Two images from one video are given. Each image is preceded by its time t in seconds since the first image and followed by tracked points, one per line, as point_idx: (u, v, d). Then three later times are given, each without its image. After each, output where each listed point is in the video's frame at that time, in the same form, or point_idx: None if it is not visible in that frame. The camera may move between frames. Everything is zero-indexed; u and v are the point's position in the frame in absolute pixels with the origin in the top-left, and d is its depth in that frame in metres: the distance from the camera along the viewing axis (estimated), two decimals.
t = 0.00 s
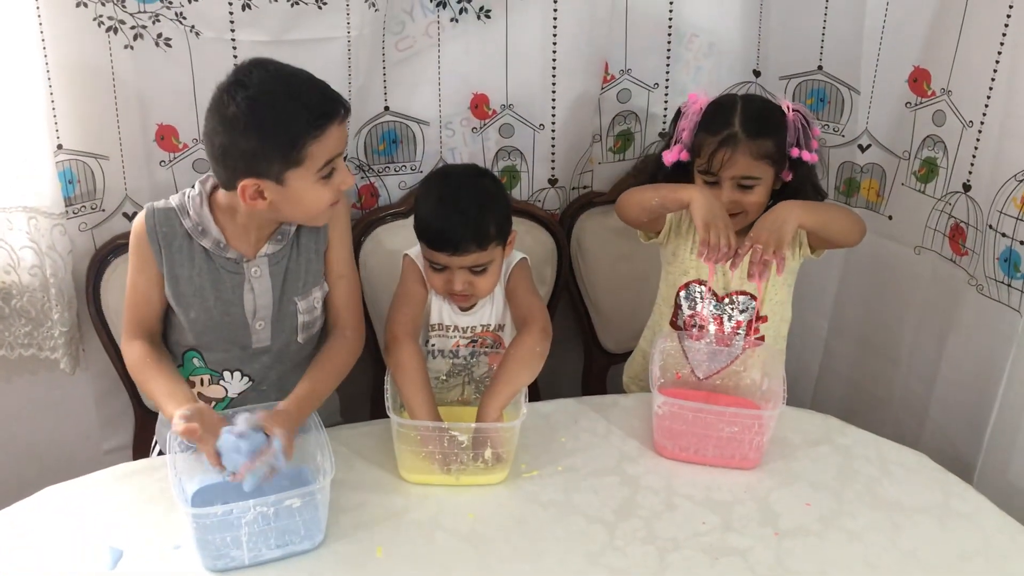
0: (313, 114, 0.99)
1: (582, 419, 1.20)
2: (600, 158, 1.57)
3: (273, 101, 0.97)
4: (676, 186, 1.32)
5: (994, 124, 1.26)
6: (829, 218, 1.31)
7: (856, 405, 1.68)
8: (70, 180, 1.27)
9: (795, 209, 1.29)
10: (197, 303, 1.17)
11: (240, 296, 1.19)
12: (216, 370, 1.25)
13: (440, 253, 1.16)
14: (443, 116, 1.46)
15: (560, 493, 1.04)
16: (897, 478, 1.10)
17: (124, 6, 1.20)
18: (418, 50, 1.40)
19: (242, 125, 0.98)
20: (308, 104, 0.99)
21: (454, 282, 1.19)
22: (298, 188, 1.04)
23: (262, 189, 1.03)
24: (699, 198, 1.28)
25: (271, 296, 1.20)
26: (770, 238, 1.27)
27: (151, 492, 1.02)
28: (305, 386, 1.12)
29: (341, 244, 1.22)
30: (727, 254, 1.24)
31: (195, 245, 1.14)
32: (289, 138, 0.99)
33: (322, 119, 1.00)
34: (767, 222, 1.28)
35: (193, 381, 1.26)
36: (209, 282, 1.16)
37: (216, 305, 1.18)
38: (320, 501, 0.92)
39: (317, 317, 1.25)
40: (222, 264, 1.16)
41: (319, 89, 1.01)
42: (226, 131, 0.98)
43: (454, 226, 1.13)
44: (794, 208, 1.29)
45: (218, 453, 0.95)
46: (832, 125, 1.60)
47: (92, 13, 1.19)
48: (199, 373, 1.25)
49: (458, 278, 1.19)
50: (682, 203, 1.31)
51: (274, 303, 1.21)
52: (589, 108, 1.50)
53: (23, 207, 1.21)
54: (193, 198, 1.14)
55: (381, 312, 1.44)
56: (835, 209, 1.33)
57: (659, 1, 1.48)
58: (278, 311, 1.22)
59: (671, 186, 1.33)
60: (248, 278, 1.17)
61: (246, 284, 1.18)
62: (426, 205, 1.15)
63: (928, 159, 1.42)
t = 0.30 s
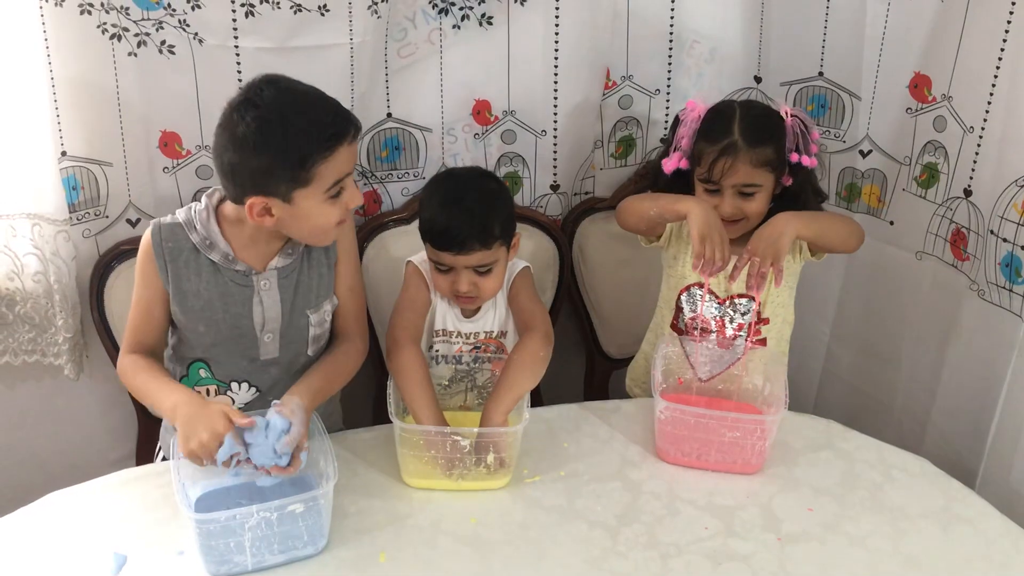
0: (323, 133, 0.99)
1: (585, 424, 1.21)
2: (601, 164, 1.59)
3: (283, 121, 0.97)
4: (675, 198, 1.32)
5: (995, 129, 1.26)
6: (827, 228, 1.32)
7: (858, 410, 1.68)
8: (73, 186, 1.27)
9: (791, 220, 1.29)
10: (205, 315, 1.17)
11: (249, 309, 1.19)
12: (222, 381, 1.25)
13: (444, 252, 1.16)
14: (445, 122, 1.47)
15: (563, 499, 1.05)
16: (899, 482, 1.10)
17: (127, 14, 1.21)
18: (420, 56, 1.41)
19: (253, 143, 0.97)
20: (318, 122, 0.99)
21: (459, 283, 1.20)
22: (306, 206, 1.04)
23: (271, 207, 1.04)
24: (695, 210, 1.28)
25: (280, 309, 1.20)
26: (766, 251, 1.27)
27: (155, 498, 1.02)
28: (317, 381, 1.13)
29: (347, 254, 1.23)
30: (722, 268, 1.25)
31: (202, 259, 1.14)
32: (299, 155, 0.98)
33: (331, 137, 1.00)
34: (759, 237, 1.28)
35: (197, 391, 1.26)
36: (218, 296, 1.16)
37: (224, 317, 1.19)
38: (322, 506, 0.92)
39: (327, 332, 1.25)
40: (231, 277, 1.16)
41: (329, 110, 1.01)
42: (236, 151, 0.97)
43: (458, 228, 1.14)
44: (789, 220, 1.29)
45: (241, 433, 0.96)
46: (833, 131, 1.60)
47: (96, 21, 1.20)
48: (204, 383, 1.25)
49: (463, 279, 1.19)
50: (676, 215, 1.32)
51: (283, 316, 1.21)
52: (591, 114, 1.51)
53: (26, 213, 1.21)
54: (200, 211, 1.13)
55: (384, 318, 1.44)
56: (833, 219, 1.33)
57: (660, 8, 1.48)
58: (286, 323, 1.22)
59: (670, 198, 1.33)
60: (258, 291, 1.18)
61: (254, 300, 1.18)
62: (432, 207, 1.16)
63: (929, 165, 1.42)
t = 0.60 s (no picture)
0: (283, 217, 0.92)
1: (586, 425, 1.21)
2: (602, 165, 1.59)
3: (261, 173, 0.90)
4: (672, 201, 1.32)
5: (995, 130, 1.26)
6: (827, 228, 1.32)
7: (859, 410, 1.68)
8: (74, 188, 1.27)
9: (790, 220, 1.29)
10: (213, 291, 1.18)
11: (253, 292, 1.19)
12: (226, 364, 1.24)
13: (444, 253, 1.17)
14: (446, 123, 1.47)
15: (564, 500, 1.04)
16: (900, 484, 1.09)
17: (128, 16, 1.21)
18: (420, 58, 1.41)
19: (225, 174, 0.91)
20: (287, 205, 0.92)
21: (462, 283, 1.19)
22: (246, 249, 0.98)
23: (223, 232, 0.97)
24: (693, 211, 1.28)
25: (282, 294, 1.20)
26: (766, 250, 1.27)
27: (156, 499, 1.02)
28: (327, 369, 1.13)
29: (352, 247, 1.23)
30: (721, 269, 1.24)
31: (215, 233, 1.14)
32: (243, 218, 0.91)
33: (288, 225, 0.93)
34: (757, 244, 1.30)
35: (201, 375, 1.24)
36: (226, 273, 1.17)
37: (232, 294, 1.19)
38: (323, 507, 0.92)
39: (331, 318, 1.25)
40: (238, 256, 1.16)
41: (311, 200, 0.94)
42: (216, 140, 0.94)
43: (456, 228, 1.14)
44: (791, 220, 1.28)
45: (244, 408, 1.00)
46: (833, 131, 1.60)
47: (97, 22, 1.20)
48: (208, 367, 1.23)
49: (465, 279, 1.19)
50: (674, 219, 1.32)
51: (286, 301, 1.21)
52: (591, 115, 1.51)
53: (27, 214, 1.21)
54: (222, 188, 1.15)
55: (385, 319, 1.44)
56: (833, 217, 1.34)
57: (661, 8, 1.48)
58: (289, 310, 1.22)
59: (667, 201, 1.33)
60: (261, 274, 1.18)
61: (255, 283, 1.18)
62: (433, 207, 1.16)
63: (930, 165, 1.42)
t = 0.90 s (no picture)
0: (251, 212, 0.94)
1: (588, 426, 1.20)
2: (604, 165, 1.58)
3: (228, 170, 0.92)
4: (671, 207, 1.32)
5: (999, 130, 1.25)
6: (832, 233, 1.31)
7: (862, 411, 1.68)
8: (77, 188, 1.27)
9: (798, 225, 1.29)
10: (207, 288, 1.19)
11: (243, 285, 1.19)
12: (221, 362, 1.24)
13: (452, 253, 1.16)
14: (448, 123, 1.46)
15: (566, 500, 1.04)
16: (903, 484, 1.09)
17: (130, 15, 1.21)
18: (423, 57, 1.41)
19: (194, 174, 0.93)
20: (255, 200, 0.93)
21: (467, 283, 1.20)
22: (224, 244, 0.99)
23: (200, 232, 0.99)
24: (693, 221, 1.28)
25: (275, 287, 1.20)
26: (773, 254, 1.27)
27: (157, 500, 1.02)
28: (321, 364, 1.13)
29: (344, 239, 1.23)
30: (722, 277, 1.25)
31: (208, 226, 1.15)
32: (212, 216, 0.92)
33: (258, 221, 0.95)
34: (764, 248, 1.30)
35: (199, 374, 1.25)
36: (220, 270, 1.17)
37: (227, 288, 1.19)
38: (325, 507, 0.92)
39: (325, 312, 1.25)
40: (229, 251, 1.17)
41: (280, 199, 0.96)
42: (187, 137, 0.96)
43: (462, 229, 1.14)
44: (798, 224, 1.28)
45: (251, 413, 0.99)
46: (836, 131, 1.60)
47: (99, 22, 1.20)
48: (204, 367, 1.24)
49: (471, 279, 1.19)
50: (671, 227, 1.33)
51: (277, 294, 1.20)
52: (594, 115, 1.51)
53: (29, 214, 1.21)
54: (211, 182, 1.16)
55: (388, 319, 1.44)
56: (837, 220, 1.33)
57: (663, 7, 1.48)
58: (282, 304, 1.21)
59: (665, 207, 1.34)
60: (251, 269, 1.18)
61: (247, 278, 1.18)
62: (438, 207, 1.16)
63: (933, 165, 1.41)
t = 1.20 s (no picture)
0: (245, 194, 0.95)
1: (591, 427, 1.20)
2: (608, 165, 1.58)
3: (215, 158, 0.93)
4: (673, 207, 1.33)
5: (1004, 132, 1.25)
6: (835, 235, 1.31)
7: (865, 412, 1.68)
8: (81, 188, 1.27)
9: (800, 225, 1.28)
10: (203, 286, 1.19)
11: (240, 285, 1.19)
12: (222, 362, 1.24)
13: (460, 254, 1.16)
14: (452, 124, 1.47)
15: (569, 502, 1.04)
16: (907, 486, 1.09)
17: (135, 16, 1.21)
18: (427, 58, 1.41)
19: (178, 166, 0.94)
20: (244, 179, 0.94)
21: (474, 283, 1.19)
22: (229, 235, 1.00)
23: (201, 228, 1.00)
24: (693, 220, 1.29)
25: (274, 287, 1.20)
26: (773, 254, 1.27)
27: (160, 500, 1.02)
28: (322, 375, 1.12)
29: (347, 239, 1.23)
30: (727, 274, 1.25)
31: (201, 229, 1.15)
32: (206, 202, 0.93)
33: (252, 199, 0.95)
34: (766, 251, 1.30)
35: (200, 376, 1.25)
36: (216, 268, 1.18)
37: (226, 287, 1.19)
38: (328, 509, 0.92)
39: (323, 313, 1.24)
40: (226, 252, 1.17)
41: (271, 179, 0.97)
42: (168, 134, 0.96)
43: (469, 229, 1.14)
44: (798, 226, 1.28)
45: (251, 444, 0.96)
46: (841, 132, 1.59)
47: (104, 22, 1.20)
48: (205, 367, 1.24)
49: (478, 279, 1.19)
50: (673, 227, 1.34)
51: (276, 294, 1.21)
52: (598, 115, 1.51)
53: (32, 213, 1.21)
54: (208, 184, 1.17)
55: (391, 319, 1.44)
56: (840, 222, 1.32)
57: (667, 8, 1.48)
58: (280, 303, 1.22)
59: (667, 207, 1.34)
60: (249, 269, 1.18)
61: (248, 274, 1.19)
62: (445, 207, 1.16)
63: (938, 167, 1.41)
